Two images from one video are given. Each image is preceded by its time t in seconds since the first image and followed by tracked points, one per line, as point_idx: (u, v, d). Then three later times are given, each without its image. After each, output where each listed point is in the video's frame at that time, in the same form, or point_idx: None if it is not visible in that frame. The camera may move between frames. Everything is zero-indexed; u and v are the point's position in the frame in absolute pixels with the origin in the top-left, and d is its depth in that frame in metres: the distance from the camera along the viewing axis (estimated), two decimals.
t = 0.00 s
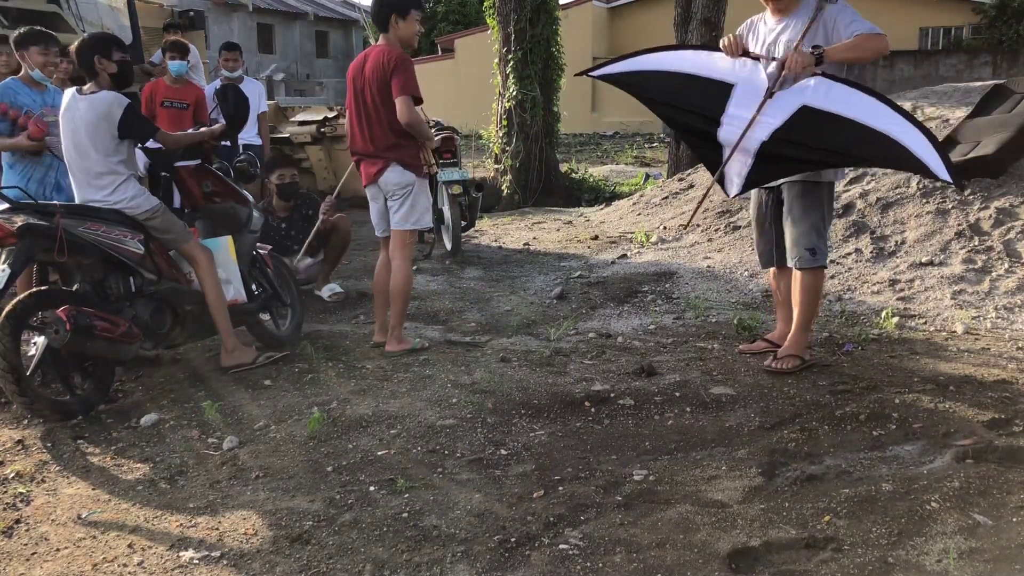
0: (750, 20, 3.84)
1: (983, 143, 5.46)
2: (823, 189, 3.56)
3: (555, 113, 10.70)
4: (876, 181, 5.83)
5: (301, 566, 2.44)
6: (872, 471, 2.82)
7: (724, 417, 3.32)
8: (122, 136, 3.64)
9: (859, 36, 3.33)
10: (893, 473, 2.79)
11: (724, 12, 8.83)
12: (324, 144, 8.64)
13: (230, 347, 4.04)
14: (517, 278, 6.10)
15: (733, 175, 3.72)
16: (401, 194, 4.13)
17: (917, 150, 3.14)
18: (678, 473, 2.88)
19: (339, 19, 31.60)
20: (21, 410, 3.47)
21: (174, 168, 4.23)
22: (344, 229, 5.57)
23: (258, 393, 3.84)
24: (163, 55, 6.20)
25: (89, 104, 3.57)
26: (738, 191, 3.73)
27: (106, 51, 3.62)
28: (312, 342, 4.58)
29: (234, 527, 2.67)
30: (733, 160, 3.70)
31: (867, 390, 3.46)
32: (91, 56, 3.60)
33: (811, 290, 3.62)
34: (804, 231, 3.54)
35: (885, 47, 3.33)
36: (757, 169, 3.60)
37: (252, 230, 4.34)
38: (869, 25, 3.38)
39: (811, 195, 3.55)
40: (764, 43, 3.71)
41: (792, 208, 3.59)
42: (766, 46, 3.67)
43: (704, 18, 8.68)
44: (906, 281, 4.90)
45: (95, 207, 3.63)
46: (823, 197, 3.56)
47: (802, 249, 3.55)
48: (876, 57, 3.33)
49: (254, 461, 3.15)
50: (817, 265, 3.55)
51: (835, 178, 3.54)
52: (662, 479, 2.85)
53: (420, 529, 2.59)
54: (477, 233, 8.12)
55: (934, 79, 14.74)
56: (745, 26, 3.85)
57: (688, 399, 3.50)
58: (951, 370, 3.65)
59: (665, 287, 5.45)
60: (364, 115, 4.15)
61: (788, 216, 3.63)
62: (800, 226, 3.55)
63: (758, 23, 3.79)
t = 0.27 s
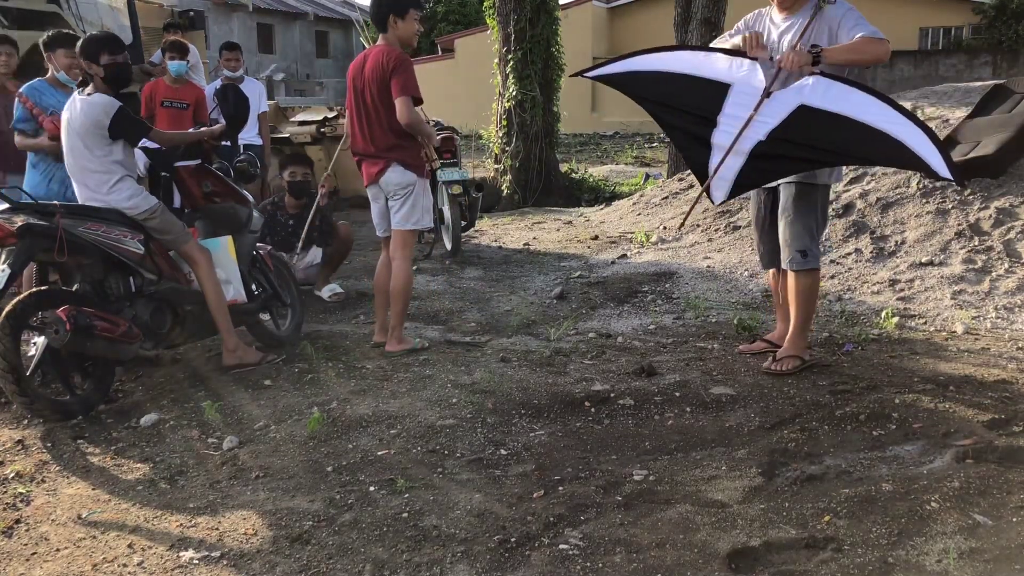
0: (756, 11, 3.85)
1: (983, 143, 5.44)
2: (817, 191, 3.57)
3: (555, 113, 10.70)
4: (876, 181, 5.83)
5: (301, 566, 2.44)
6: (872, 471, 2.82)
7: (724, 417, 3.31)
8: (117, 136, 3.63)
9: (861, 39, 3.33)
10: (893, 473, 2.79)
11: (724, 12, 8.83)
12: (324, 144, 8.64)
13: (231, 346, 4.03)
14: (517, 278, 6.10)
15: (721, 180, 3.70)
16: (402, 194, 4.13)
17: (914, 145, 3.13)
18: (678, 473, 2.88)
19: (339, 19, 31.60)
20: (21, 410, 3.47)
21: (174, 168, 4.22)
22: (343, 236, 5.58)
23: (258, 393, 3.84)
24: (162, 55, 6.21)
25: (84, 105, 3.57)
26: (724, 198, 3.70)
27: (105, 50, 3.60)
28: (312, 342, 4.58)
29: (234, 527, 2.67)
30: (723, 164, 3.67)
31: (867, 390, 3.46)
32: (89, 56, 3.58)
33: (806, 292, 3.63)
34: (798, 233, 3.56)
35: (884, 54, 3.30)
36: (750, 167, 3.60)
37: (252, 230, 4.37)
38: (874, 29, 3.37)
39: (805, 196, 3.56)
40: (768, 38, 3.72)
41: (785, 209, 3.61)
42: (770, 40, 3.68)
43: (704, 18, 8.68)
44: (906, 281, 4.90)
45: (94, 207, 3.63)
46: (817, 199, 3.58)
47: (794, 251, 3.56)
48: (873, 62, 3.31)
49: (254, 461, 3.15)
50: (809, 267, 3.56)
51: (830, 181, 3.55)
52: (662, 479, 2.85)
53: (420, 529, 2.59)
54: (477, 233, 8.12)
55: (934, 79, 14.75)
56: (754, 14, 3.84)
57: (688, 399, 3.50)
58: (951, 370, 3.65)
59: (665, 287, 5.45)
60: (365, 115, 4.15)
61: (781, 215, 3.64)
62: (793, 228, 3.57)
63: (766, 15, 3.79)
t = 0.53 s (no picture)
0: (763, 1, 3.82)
1: (983, 143, 5.44)
2: (818, 194, 3.57)
3: (556, 113, 10.70)
4: (876, 181, 5.83)
5: (301, 566, 2.44)
6: (872, 471, 2.82)
7: (724, 417, 3.31)
8: (116, 137, 3.63)
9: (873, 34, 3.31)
10: (893, 473, 2.79)
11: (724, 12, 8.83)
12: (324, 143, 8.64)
13: (234, 346, 4.03)
14: (517, 278, 6.10)
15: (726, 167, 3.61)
16: (402, 195, 4.13)
17: (924, 130, 3.14)
18: (678, 473, 2.88)
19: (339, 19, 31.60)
20: (21, 410, 3.47)
21: (174, 168, 4.22)
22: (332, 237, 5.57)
23: (258, 393, 3.84)
24: (162, 54, 6.21)
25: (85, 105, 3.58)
26: (727, 189, 3.61)
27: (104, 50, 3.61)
28: (312, 342, 4.58)
29: (234, 527, 2.67)
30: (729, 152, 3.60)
31: (867, 390, 3.46)
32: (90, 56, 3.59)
33: (807, 297, 3.63)
34: (798, 237, 3.55)
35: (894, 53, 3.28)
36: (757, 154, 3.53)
37: (252, 230, 4.37)
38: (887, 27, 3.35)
39: (805, 199, 3.56)
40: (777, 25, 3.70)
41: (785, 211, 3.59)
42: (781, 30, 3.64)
43: (704, 18, 8.68)
44: (906, 281, 4.90)
45: (94, 207, 3.64)
46: (817, 202, 3.58)
47: (794, 255, 3.56)
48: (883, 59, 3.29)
49: (254, 461, 3.15)
50: (809, 272, 3.57)
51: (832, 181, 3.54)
52: (662, 479, 2.85)
53: (420, 529, 2.59)
54: (477, 233, 8.11)
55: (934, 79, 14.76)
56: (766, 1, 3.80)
57: (688, 399, 3.50)
58: (951, 370, 3.65)
59: (665, 287, 5.45)
60: (364, 117, 4.15)
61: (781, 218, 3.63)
62: (794, 231, 3.56)
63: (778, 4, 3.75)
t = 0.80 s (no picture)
0: None
1: (983, 143, 5.44)
2: (825, 194, 3.56)
3: (555, 113, 10.70)
4: (877, 181, 5.83)
5: (301, 566, 2.44)
6: (872, 471, 2.82)
7: (724, 417, 3.31)
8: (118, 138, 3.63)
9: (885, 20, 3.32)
10: (893, 473, 2.79)
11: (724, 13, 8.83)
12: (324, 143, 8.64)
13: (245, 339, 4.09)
14: (517, 278, 6.10)
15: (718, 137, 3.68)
16: (403, 195, 4.14)
17: (917, 131, 3.17)
18: (678, 473, 2.88)
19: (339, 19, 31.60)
20: (21, 410, 3.47)
21: (174, 168, 4.22)
22: (324, 234, 5.60)
23: (258, 393, 3.84)
24: (162, 54, 6.21)
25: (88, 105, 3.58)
26: (713, 159, 3.73)
27: (106, 50, 3.62)
28: (312, 342, 4.58)
29: (234, 527, 2.67)
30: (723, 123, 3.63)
31: (867, 390, 3.46)
32: (93, 57, 3.61)
33: (811, 300, 3.64)
34: (806, 241, 3.55)
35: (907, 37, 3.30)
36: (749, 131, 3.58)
37: (252, 230, 4.36)
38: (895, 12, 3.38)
39: (813, 202, 3.55)
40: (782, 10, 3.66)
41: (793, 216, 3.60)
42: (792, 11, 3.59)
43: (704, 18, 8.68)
44: (906, 281, 4.91)
45: (95, 207, 3.64)
46: (825, 203, 3.57)
47: (802, 258, 3.57)
48: (895, 42, 3.30)
49: (254, 461, 3.15)
50: (816, 274, 3.58)
51: (841, 180, 3.52)
52: (662, 479, 2.85)
53: (420, 529, 2.59)
54: (477, 233, 8.12)
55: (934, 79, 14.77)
56: None
57: (688, 399, 3.50)
58: (951, 370, 3.65)
59: (665, 286, 5.45)
60: (364, 117, 4.15)
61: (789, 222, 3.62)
62: (803, 235, 3.56)
63: None
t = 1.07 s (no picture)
0: None
1: (983, 143, 5.45)
2: (827, 192, 3.56)
3: (555, 113, 10.70)
4: (877, 181, 5.83)
5: (301, 566, 2.44)
6: (872, 471, 2.82)
7: (724, 417, 3.31)
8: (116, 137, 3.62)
9: (880, 22, 3.33)
10: (893, 473, 2.79)
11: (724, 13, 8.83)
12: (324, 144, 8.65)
13: (229, 347, 4.04)
14: (517, 278, 6.10)
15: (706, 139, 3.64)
16: (404, 194, 4.14)
17: (894, 153, 3.25)
18: (678, 473, 2.88)
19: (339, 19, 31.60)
20: (21, 410, 3.47)
21: (174, 168, 4.21)
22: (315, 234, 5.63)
23: (258, 393, 3.84)
24: (163, 54, 6.21)
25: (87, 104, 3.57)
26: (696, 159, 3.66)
27: (107, 49, 3.62)
28: (312, 342, 4.59)
29: (234, 527, 2.67)
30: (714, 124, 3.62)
31: (867, 390, 3.46)
32: (93, 57, 3.60)
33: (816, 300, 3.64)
34: (813, 241, 3.54)
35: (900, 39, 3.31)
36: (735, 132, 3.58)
37: (252, 230, 4.37)
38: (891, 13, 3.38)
39: (814, 203, 3.55)
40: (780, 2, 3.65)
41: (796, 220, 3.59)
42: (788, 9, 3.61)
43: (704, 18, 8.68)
44: (906, 281, 4.91)
45: (94, 207, 3.64)
46: (827, 200, 3.56)
47: (808, 259, 3.55)
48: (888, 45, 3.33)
49: (254, 461, 3.15)
50: (823, 274, 3.58)
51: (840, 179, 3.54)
52: (662, 479, 2.85)
53: (420, 529, 2.59)
54: (477, 233, 8.12)
55: (934, 79, 14.76)
56: None
57: (688, 399, 3.50)
58: (951, 370, 3.65)
59: (665, 287, 5.45)
60: (364, 117, 4.14)
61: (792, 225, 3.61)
62: (807, 237, 3.55)
63: None
